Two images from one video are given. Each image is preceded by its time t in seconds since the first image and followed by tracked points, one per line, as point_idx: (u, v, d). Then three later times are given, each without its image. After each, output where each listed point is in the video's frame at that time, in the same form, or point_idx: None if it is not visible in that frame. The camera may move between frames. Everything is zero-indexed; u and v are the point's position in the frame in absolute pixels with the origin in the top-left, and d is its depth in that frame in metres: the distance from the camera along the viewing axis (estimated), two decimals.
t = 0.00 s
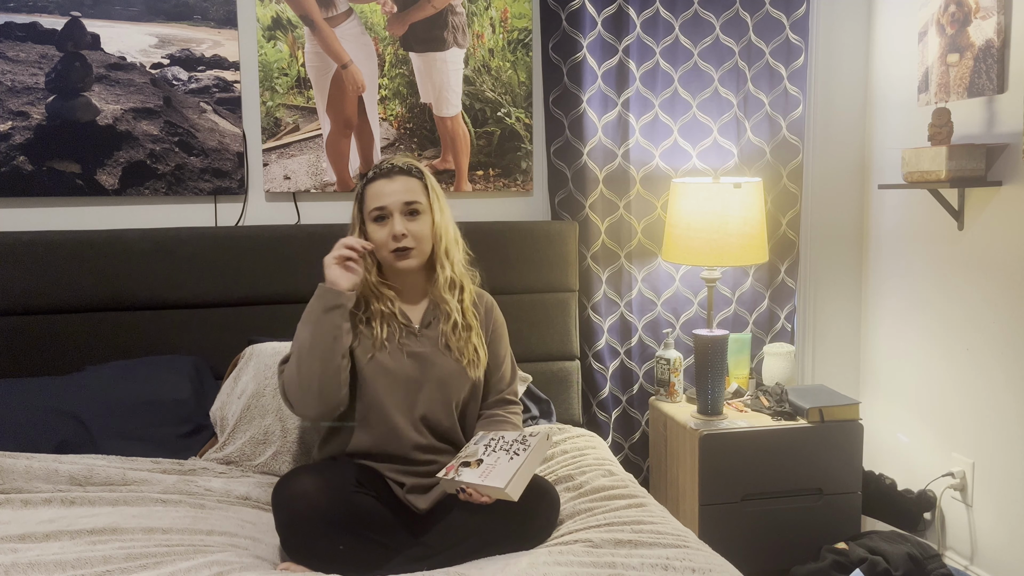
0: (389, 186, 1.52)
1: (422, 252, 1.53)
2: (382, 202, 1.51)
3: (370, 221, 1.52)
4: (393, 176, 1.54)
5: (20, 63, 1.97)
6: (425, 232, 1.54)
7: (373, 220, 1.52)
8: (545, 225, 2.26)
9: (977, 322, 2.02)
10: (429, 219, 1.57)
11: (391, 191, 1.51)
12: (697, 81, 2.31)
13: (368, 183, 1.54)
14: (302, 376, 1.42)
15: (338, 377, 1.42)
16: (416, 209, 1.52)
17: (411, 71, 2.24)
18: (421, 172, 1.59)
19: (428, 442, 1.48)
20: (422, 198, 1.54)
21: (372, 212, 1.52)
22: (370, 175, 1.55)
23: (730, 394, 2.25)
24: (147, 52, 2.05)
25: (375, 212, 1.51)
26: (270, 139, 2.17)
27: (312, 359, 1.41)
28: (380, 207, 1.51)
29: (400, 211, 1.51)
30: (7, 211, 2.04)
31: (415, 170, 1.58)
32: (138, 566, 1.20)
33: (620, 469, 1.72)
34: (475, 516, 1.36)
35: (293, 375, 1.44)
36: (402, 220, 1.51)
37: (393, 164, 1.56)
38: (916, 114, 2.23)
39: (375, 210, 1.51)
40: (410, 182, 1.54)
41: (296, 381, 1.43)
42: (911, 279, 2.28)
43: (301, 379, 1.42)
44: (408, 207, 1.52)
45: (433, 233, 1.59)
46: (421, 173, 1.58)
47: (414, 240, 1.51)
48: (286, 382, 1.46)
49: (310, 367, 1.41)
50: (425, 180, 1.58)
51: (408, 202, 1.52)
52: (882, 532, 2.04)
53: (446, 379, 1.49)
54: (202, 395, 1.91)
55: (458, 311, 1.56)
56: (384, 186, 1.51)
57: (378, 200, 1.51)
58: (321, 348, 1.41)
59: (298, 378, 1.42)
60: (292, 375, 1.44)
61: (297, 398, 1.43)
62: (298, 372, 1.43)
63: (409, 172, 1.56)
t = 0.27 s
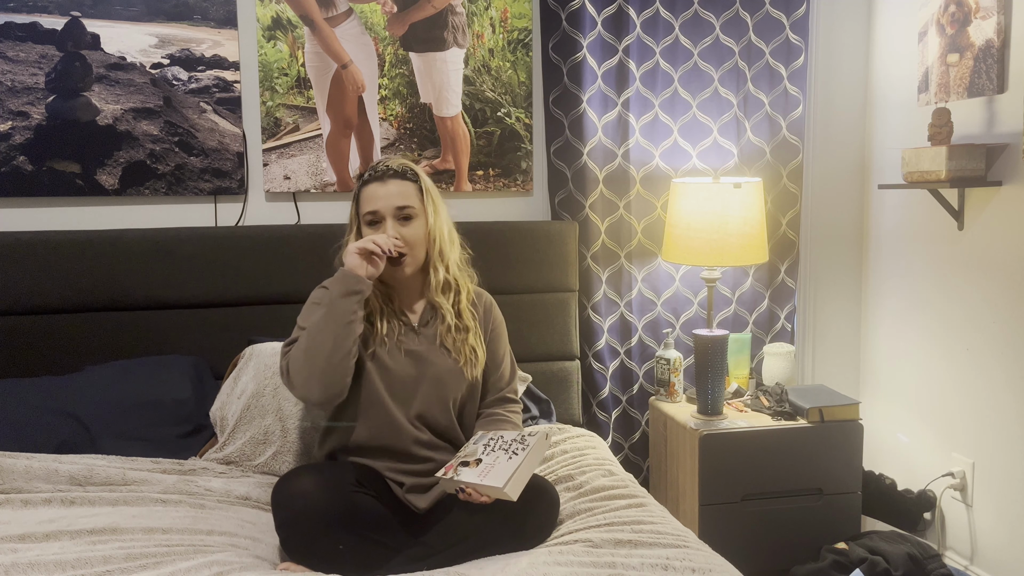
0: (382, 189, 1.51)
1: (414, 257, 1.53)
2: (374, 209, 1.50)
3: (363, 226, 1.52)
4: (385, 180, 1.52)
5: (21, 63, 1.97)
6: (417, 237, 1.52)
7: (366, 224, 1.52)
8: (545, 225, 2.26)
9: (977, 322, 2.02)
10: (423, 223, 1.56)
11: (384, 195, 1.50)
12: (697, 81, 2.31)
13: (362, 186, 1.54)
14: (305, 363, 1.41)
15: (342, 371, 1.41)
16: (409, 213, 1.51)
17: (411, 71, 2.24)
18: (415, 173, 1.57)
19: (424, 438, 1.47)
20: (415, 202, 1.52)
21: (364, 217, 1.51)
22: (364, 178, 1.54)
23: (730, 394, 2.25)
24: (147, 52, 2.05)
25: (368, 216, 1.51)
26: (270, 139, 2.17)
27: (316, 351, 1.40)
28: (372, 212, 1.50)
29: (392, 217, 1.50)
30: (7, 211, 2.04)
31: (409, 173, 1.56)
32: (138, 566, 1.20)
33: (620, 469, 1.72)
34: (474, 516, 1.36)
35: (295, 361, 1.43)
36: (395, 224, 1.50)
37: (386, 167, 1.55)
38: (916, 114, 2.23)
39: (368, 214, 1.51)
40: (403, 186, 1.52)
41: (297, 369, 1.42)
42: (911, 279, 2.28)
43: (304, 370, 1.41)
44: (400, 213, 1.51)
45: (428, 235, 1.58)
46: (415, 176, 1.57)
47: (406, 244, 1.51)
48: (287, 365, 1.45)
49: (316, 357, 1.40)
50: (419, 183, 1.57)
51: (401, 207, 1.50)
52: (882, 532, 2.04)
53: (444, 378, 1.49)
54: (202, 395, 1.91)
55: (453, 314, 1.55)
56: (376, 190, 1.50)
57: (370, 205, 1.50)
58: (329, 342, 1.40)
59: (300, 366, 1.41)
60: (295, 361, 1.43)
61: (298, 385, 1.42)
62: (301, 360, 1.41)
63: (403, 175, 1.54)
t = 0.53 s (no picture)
0: (378, 195, 1.51)
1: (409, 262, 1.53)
2: (370, 212, 1.50)
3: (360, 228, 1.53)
4: (384, 185, 1.52)
5: (21, 63, 1.97)
6: (412, 243, 1.52)
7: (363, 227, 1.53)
8: (545, 225, 2.26)
9: (977, 322, 2.02)
10: (421, 228, 1.55)
11: (379, 200, 1.50)
12: (697, 81, 2.31)
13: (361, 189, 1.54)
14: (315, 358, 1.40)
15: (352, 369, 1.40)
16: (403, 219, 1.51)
17: (411, 71, 2.24)
18: (414, 178, 1.56)
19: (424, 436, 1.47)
20: (410, 208, 1.52)
21: (361, 220, 1.52)
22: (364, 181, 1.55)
23: (730, 394, 2.25)
24: (147, 52, 2.05)
25: (364, 220, 1.52)
26: (270, 139, 2.17)
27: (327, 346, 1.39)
28: (367, 216, 1.50)
29: (386, 223, 1.50)
30: (6, 210, 2.04)
31: (409, 178, 1.55)
32: (138, 566, 1.20)
33: (620, 469, 1.72)
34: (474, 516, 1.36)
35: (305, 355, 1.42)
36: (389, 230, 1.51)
37: (385, 171, 1.55)
38: (916, 114, 2.23)
39: (364, 219, 1.51)
40: (400, 192, 1.51)
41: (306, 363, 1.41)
42: (911, 279, 2.28)
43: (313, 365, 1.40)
44: (395, 219, 1.51)
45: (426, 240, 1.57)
46: (416, 181, 1.56)
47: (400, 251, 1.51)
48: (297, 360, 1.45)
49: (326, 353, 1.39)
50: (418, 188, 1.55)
51: (394, 214, 1.50)
52: (882, 532, 2.04)
53: (444, 378, 1.49)
54: (202, 395, 1.91)
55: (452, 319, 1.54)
56: (372, 196, 1.50)
57: (366, 209, 1.51)
58: (340, 340, 1.39)
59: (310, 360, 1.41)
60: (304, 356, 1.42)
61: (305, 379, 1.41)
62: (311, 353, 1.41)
63: (401, 180, 1.54)
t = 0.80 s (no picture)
0: (387, 189, 1.50)
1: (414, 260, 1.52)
2: (378, 206, 1.50)
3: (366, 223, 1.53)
4: (393, 180, 1.51)
5: (20, 63, 1.97)
6: (416, 242, 1.52)
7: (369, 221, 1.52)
8: (545, 225, 2.26)
9: (977, 322, 2.02)
10: (427, 227, 1.55)
11: (388, 195, 1.50)
12: (697, 81, 2.31)
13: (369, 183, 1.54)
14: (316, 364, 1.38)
15: (356, 374, 1.39)
16: (412, 215, 1.51)
17: (411, 71, 2.24)
18: (425, 175, 1.56)
19: (425, 438, 1.47)
20: (420, 204, 1.52)
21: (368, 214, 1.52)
22: (374, 175, 1.54)
23: (730, 394, 2.25)
24: (147, 52, 2.05)
25: (372, 214, 1.51)
26: (270, 139, 2.17)
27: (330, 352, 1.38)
28: (374, 211, 1.50)
29: (394, 218, 1.50)
30: (6, 210, 2.04)
31: (420, 174, 1.55)
32: (138, 566, 1.20)
33: (620, 469, 1.72)
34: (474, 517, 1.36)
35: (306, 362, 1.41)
36: (396, 225, 1.50)
37: (396, 167, 1.55)
38: (916, 114, 2.23)
39: (372, 213, 1.51)
40: (409, 188, 1.51)
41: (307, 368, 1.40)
42: (911, 279, 2.28)
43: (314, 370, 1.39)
44: (402, 215, 1.50)
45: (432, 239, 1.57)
46: (426, 178, 1.55)
47: (406, 246, 1.51)
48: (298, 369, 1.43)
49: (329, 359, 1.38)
50: (428, 186, 1.55)
51: (403, 209, 1.50)
52: (882, 532, 2.04)
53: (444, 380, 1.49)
54: (202, 395, 1.91)
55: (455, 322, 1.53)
56: (381, 190, 1.50)
57: (374, 203, 1.50)
58: (346, 345, 1.38)
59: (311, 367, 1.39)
60: (305, 363, 1.41)
61: (306, 386, 1.39)
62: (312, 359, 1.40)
63: (411, 176, 1.53)
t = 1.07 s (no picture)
0: (412, 186, 1.50)
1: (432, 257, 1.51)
2: (404, 199, 1.49)
3: (387, 214, 1.50)
4: (419, 176, 1.51)
5: (20, 63, 1.97)
6: (438, 239, 1.51)
7: (389, 213, 1.50)
8: (545, 225, 2.26)
9: (977, 322, 2.02)
10: (445, 228, 1.55)
11: (414, 192, 1.49)
12: (697, 81, 2.31)
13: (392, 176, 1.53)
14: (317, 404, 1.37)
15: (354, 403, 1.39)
16: (436, 215, 1.50)
17: (411, 71, 2.24)
18: (449, 179, 1.57)
19: (426, 443, 1.48)
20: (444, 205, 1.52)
21: (390, 206, 1.50)
22: (398, 169, 1.54)
23: (730, 394, 2.25)
24: (147, 52, 2.05)
25: (395, 205, 1.49)
26: (270, 139, 2.17)
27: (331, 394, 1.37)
28: (400, 202, 1.48)
29: (420, 212, 1.49)
30: (6, 210, 2.04)
31: (444, 177, 1.56)
32: (138, 566, 1.20)
33: (620, 469, 1.72)
34: (473, 517, 1.36)
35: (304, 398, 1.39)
36: (420, 221, 1.49)
37: (423, 166, 1.55)
38: (916, 114, 2.23)
39: (394, 208, 1.49)
40: (436, 186, 1.51)
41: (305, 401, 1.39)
42: (911, 279, 2.28)
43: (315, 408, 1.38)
44: (428, 211, 1.50)
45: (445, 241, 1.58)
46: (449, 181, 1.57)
47: (427, 245, 1.50)
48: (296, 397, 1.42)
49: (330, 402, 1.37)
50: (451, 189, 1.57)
51: (427, 208, 1.49)
52: (882, 532, 2.04)
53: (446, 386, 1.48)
54: (202, 395, 1.91)
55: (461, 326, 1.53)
56: (407, 186, 1.49)
57: (399, 196, 1.49)
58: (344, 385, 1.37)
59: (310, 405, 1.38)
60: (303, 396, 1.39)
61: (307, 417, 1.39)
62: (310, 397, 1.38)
63: (438, 177, 1.54)
